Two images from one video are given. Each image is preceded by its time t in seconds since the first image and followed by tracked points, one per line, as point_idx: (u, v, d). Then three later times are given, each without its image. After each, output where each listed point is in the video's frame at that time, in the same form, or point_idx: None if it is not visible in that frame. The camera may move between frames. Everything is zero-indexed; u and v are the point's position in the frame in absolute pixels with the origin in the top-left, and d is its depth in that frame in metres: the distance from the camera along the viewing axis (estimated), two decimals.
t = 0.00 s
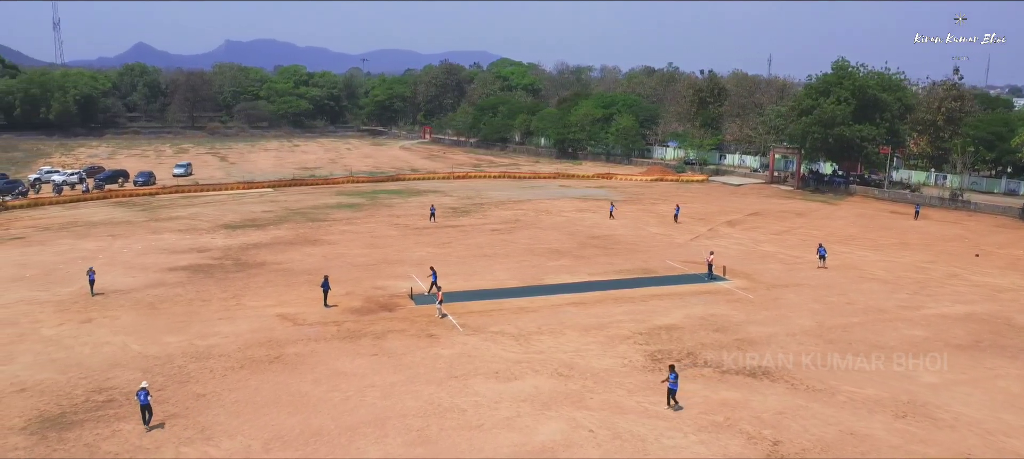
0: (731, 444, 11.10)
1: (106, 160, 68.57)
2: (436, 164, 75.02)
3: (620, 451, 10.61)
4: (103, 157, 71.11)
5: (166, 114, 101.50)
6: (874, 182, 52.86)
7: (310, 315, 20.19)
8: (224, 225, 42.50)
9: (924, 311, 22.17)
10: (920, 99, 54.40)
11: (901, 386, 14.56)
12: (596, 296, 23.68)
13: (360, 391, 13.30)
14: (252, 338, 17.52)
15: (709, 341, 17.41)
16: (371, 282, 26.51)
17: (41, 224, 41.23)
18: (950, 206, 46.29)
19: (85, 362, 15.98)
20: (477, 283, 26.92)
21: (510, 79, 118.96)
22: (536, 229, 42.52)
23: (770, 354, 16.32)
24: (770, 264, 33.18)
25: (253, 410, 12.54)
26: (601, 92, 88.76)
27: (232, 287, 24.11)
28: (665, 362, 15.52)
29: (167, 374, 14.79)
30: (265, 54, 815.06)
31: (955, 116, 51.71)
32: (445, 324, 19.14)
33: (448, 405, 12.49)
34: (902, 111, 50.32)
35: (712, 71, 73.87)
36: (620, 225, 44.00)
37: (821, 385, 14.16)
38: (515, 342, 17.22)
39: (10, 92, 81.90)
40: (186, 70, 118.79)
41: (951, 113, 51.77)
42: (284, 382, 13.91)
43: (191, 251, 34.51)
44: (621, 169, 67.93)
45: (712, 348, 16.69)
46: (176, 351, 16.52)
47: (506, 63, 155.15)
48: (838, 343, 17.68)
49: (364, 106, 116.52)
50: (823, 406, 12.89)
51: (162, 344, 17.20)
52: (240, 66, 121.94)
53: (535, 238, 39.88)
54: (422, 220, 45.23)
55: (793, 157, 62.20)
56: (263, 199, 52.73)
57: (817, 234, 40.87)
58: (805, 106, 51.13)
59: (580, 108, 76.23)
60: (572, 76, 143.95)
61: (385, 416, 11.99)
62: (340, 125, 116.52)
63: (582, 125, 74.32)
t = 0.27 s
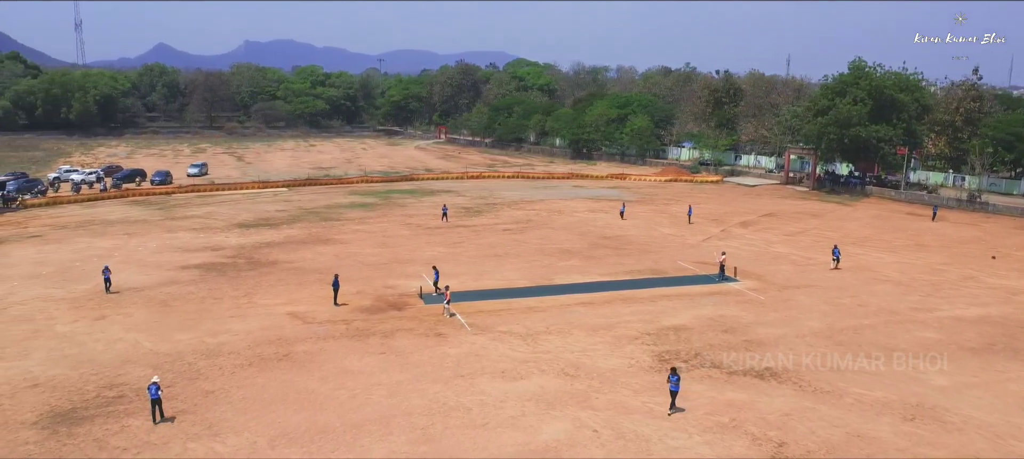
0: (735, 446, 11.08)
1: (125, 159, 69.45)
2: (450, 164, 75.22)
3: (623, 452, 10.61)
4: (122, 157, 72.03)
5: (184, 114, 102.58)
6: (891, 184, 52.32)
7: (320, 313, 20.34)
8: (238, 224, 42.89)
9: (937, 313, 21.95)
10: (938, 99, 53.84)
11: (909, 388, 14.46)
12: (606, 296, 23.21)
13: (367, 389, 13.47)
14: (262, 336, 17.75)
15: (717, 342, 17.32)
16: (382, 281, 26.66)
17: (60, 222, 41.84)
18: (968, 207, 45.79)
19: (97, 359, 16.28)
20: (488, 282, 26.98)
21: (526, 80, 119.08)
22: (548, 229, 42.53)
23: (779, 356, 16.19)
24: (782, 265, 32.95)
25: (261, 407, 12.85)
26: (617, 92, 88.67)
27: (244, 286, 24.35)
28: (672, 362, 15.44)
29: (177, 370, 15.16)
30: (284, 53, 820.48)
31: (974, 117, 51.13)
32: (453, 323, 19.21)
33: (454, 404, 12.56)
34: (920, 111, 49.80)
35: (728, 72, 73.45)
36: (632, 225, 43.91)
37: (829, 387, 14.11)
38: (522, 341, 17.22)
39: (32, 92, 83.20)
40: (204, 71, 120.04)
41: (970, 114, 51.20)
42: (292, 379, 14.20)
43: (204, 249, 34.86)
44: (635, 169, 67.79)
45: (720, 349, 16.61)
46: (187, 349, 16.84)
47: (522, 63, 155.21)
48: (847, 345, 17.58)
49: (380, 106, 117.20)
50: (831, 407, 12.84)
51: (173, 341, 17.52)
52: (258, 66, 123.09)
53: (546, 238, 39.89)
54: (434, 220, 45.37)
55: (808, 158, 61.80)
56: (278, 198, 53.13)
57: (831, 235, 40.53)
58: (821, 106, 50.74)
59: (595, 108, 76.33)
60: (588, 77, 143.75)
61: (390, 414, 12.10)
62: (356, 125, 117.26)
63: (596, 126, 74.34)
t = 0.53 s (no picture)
0: (735, 446, 11.07)
1: (137, 159, 69.91)
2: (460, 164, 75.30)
3: (623, 452, 10.60)
4: (134, 156, 72.53)
5: (197, 114, 103.03)
6: (902, 184, 51.93)
7: (325, 312, 20.45)
8: (247, 223, 43.11)
9: (944, 314, 21.82)
10: (951, 99, 53.33)
11: (913, 389, 14.42)
12: (612, 296, 22.78)
13: (369, 388, 13.67)
14: (266, 335, 17.89)
15: (720, 343, 17.28)
16: (388, 281, 26.74)
17: (71, 221, 42.19)
18: (979, 208, 45.42)
19: (103, 356, 16.47)
20: (493, 282, 27.00)
21: (537, 80, 118.99)
22: (555, 229, 42.53)
23: (784, 357, 16.08)
24: (789, 266, 32.78)
25: (264, 404, 13.18)
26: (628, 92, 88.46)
27: (251, 284, 24.50)
28: (675, 363, 15.39)
29: (181, 368, 15.45)
30: (295, 53, 824.84)
31: (987, 117, 50.62)
32: (457, 322, 19.26)
33: (455, 402, 12.62)
34: (932, 112, 49.36)
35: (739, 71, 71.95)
36: (639, 225, 43.84)
37: (832, 388, 14.08)
38: (526, 341, 17.22)
39: (47, 92, 83.57)
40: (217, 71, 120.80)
41: (983, 114, 50.67)
42: (295, 377, 14.55)
43: (213, 248, 35.09)
44: (644, 170, 67.64)
45: (723, 349, 16.57)
46: (191, 346, 17.04)
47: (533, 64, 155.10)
48: (852, 346, 17.53)
49: (391, 106, 117.58)
50: (833, 408, 12.79)
51: (179, 339, 17.72)
52: (270, 66, 123.77)
53: (553, 238, 39.87)
54: (442, 220, 45.44)
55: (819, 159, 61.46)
56: (287, 198, 53.37)
57: (840, 236, 40.29)
58: (832, 106, 50.42)
59: (605, 109, 76.35)
60: (599, 77, 143.50)
61: (391, 412, 12.22)
62: (367, 125, 117.73)
63: (606, 126, 74.33)
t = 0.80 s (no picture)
0: (725, 445, 11.10)
1: (140, 159, 70.07)
2: (461, 164, 75.29)
3: (613, 451, 10.64)
4: (137, 156, 72.75)
5: (200, 114, 103.26)
6: (903, 185, 51.82)
7: (322, 311, 20.49)
8: (247, 223, 43.20)
9: (941, 315, 21.82)
10: (952, 99, 53.08)
11: (906, 390, 14.42)
12: (608, 296, 22.74)
13: (363, 387, 13.78)
14: (263, 334, 17.94)
15: (715, 343, 17.29)
16: (385, 280, 26.77)
17: (72, 220, 42.34)
18: (980, 209, 45.34)
19: (99, 354, 16.54)
20: (491, 282, 27.01)
21: (540, 80, 118.90)
22: (554, 229, 42.55)
23: (778, 357, 16.13)
24: (787, 266, 32.76)
25: (256, 403, 13.32)
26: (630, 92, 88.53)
27: (249, 284, 24.54)
28: (669, 362, 15.42)
29: (176, 366, 15.54)
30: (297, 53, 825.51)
31: (989, 118, 50.36)
32: (452, 322, 19.31)
33: (447, 402, 12.68)
34: (933, 112, 49.18)
35: (741, 71, 72.39)
36: (638, 225, 43.85)
37: (825, 387, 14.11)
38: (521, 340, 17.26)
39: (51, 92, 84.13)
40: (220, 71, 121.04)
41: (984, 115, 50.42)
42: (290, 376, 14.69)
43: (212, 247, 35.14)
44: (645, 170, 67.67)
45: (718, 349, 16.60)
46: (187, 345, 17.10)
47: (536, 64, 154.97)
48: (847, 346, 17.57)
49: (394, 106, 117.74)
50: (825, 408, 12.84)
51: (175, 338, 17.77)
52: (273, 66, 124.05)
53: (552, 238, 39.88)
54: (441, 220, 45.47)
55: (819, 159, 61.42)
56: (288, 197, 53.44)
57: (839, 237, 40.28)
58: (833, 107, 50.36)
59: (606, 109, 76.42)
60: (602, 77, 143.33)
61: (383, 412, 12.29)
62: (370, 125, 117.90)
63: (607, 126, 74.43)
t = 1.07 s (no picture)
0: (712, 445, 11.16)
1: (137, 159, 69.93)
2: (458, 164, 75.26)
3: (600, 450, 10.70)
4: (135, 156, 72.64)
5: (199, 114, 103.13)
6: (898, 186, 51.90)
7: (314, 311, 20.51)
8: (243, 223, 43.17)
9: (932, 315, 21.90)
10: (949, 100, 53.10)
11: (895, 390, 14.49)
12: (601, 296, 22.77)
13: (353, 386, 13.82)
14: (255, 333, 17.95)
15: (706, 343, 17.34)
16: (379, 280, 26.77)
17: (68, 220, 42.27)
18: (975, 209, 45.40)
19: (90, 354, 16.54)
20: (484, 282, 27.02)
21: (539, 81, 118.60)
22: (550, 229, 42.58)
23: (767, 357, 16.21)
24: (781, 266, 32.82)
25: (246, 403, 13.35)
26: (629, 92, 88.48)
27: (242, 283, 24.53)
28: (659, 362, 15.47)
29: (167, 366, 15.56)
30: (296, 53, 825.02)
31: (985, 118, 50.34)
32: (444, 322, 19.33)
33: (436, 401, 12.73)
34: (929, 113, 49.24)
35: (738, 72, 72.33)
36: (634, 226, 43.90)
37: (814, 387, 14.18)
38: (512, 340, 17.29)
39: (49, 92, 83.84)
40: (218, 71, 120.93)
41: (980, 116, 50.41)
42: (281, 375, 14.73)
43: (206, 247, 35.10)
44: (642, 170, 67.73)
45: (708, 349, 16.66)
46: (179, 345, 17.10)
47: (535, 65, 154.74)
48: (837, 346, 17.64)
49: (393, 106, 117.75)
50: (813, 408, 12.90)
51: (167, 337, 17.78)
52: (272, 67, 123.99)
53: (547, 238, 39.89)
54: (437, 220, 45.45)
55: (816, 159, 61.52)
56: (284, 197, 53.38)
57: (834, 237, 40.37)
58: (829, 107, 50.48)
59: (604, 110, 76.45)
60: (601, 77, 143.11)
61: (372, 411, 12.34)
62: (369, 125, 117.90)
63: (605, 126, 74.47)
